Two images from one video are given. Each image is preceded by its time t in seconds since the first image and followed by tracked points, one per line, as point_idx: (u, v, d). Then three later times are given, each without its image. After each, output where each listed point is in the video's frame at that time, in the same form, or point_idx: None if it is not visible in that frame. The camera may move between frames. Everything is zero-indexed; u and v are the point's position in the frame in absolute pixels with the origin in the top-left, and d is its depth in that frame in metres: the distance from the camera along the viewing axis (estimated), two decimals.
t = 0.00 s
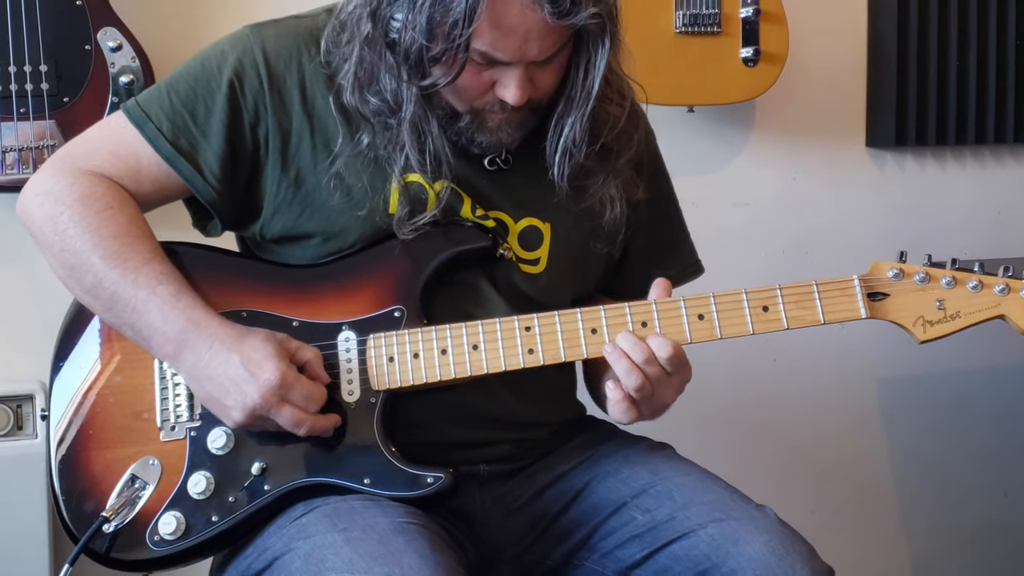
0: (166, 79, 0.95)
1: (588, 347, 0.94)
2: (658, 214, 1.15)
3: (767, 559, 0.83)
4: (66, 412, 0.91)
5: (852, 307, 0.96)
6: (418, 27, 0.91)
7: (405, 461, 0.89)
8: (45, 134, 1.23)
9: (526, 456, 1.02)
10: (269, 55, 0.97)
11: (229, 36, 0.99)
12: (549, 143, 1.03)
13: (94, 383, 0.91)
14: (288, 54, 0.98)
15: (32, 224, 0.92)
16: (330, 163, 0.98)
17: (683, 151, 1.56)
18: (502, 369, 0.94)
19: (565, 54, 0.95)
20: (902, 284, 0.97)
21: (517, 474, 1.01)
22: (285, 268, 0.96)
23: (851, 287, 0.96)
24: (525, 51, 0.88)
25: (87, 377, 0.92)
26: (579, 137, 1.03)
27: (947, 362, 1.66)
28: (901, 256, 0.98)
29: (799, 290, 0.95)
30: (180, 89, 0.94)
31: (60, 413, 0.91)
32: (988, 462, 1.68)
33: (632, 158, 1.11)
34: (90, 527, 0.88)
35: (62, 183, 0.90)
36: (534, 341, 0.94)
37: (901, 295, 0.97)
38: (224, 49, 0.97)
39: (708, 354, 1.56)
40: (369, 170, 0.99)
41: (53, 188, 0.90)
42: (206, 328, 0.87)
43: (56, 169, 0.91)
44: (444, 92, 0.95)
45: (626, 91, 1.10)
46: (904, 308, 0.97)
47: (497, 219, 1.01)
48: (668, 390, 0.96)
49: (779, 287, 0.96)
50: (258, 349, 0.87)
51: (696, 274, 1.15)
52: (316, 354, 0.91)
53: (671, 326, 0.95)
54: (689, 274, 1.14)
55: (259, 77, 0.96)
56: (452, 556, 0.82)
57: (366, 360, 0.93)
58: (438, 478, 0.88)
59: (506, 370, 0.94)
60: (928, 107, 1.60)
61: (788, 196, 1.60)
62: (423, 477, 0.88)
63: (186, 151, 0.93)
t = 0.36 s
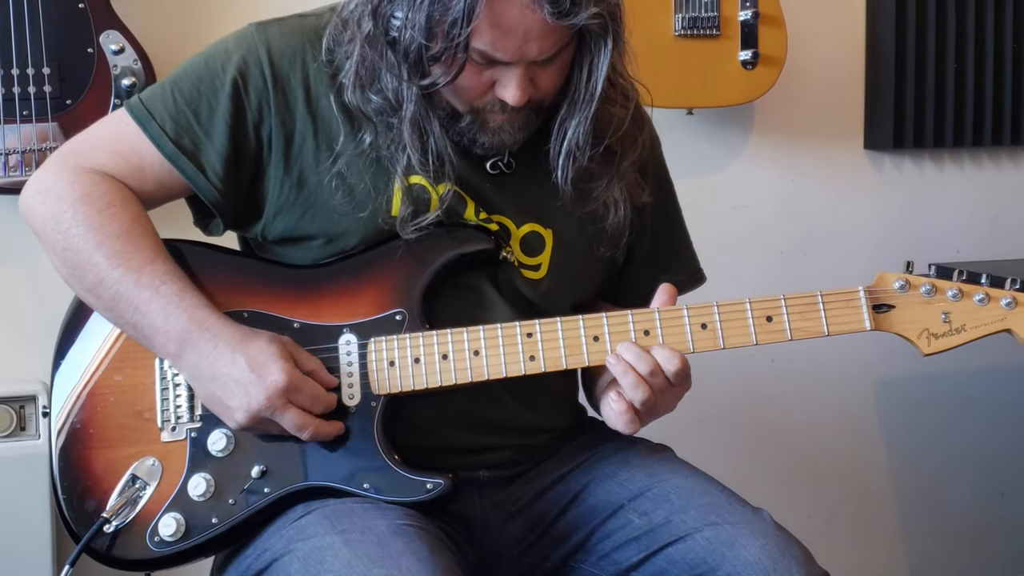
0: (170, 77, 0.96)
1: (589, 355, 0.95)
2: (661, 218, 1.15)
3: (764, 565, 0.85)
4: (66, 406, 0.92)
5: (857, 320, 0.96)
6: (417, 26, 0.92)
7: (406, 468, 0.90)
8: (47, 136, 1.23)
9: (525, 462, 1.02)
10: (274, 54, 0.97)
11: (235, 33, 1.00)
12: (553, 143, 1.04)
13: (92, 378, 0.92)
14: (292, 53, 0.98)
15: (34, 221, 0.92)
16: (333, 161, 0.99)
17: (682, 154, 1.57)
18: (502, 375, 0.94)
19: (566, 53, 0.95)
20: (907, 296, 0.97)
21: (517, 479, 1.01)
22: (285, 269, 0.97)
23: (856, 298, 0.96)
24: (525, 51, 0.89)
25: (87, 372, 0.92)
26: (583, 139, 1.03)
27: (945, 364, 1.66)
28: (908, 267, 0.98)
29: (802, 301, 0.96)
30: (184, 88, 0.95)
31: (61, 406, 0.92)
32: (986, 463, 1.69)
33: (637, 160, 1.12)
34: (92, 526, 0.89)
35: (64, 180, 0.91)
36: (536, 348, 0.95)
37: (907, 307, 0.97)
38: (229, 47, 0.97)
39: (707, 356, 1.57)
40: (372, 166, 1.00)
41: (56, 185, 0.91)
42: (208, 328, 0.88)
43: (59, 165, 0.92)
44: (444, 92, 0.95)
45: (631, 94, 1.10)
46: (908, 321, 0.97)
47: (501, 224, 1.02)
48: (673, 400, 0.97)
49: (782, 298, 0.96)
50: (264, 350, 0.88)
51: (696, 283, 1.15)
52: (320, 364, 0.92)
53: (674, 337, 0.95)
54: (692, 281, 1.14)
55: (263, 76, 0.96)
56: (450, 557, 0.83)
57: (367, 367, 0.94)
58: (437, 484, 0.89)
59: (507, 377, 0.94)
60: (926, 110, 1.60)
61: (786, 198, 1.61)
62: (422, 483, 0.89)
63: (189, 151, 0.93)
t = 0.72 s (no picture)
0: (171, 80, 0.96)
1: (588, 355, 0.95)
2: (667, 223, 1.15)
3: (758, 566, 0.86)
4: (68, 403, 0.93)
5: (858, 319, 0.97)
6: (407, 69, 0.91)
7: (407, 469, 0.90)
8: (50, 138, 1.25)
9: (524, 466, 1.03)
10: (275, 58, 0.98)
11: (236, 36, 1.01)
12: (549, 183, 1.03)
13: (94, 376, 0.93)
14: (293, 56, 0.99)
15: (35, 224, 0.93)
16: (336, 182, 1.00)
17: (680, 157, 1.57)
18: (502, 376, 0.95)
19: (563, 91, 0.94)
20: (908, 296, 0.97)
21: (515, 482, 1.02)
22: (282, 273, 0.97)
23: (856, 298, 0.97)
24: (516, 93, 0.88)
25: (88, 370, 0.93)
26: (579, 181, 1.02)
27: (943, 366, 1.67)
28: (909, 266, 0.98)
29: (802, 301, 0.96)
30: (185, 92, 0.95)
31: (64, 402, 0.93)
32: (984, 464, 1.70)
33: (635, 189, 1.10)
34: (96, 528, 0.90)
35: (63, 184, 0.92)
36: (535, 349, 0.95)
37: (908, 307, 0.97)
38: (230, 50, 0.98)
39: (706, 358, 1.58)
40: (372, 192, 1.00)
41: (55, 188, 0.92)
42: (204, 338, 0.89)
43: (59, 168, 0.93)
44: (439, 125, 0.95)
45: (630, 121, 1.07)
46: (909, 321, 0.97)
47: (502, 229, 1.03)
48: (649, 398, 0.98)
49: (783, 298, 0.96)
50: (259, 360, 0.88)
51: (702, 289, 1.15)
52: (317, 364, 0.92)
53: (674, 338, 0.96)
54: (696, 289, 1.15)
55: (264, 81, 0.97)
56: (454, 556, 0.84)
57: (367, 369, 0.94)
58: (437, 485, 0.89)
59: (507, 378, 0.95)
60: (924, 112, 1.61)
61: (785, 200, 1.62)
62: (423, 483, 0.90)
63: (190, 156, 0.94)
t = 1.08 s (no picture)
0: (170, 85, 0.97)
1: (588, 355, 0.95)
2: (668, 228, 1.15)
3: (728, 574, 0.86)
4: (71, 402, 0.94)
5: (857, 319, 0.96)
6: (401, 75, 0.92)
7: (408, 471, 0.91)
8: (52, 140, 1.25)
9: (523, 468, 1.03)
10: (273, 62, 0.99)
11: (234, 40, 1.01)
12: (546, 189, 1.04)
13: (97, 376, 0.94)
14: (291, 61, 1.00)
15: (35, 229, 0.94)
16: (334, 187, 1.00)
17: (679, 158, 1.58)
18: (501, 377, 0.95)
19: (558, 97, 0.94)
20: (909, 295, 0.97)
21: (510, 485, 1.03)
22: (282, 275, 0.98)
23: (856, 299, 0.96)
24: (511, 99, 0.88)
25: (91, 371, 0.94)
26: (575, 189, 1.03)
27: (942, 367, 1.68)
28: (910, 266, 0.98)
29: (802, 301, 0.96)
30: (183, 97, 0.96)
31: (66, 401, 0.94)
32: (981, 465, 1.71)
33: (636, 195, 1.09)
34: (99, 529, 0.91)
35: (62, 189, 0.93)
36: (534, 350, 0.95)
37: (909, 306, 0.97)
38: (228, 54, 0.99)
39: (705, 359, 1.59)
40: (371, 196, 1.01)
41: (54, 193, 0.93)
42: (203, 341, 0.89)
43: (58, 174, 0.94)
44: (435, 130, 0.95)
45: (626, 127, 1.07)
46: (909, 320, 0.97)
47: (501, 232, 1.03)
48: (589, 406, 0.94)
49: (782, 297, 0.96)
50: (258, 363, 0.89)
51: (703, 292, 1.14)
52: (318, 365, 0.92)
53: (673, 340, 0.95)
54: (697, 291, 1.14)
55: (262, 85, 0.98)
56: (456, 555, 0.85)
57: (366, 368, 0.95)
58: (438, 486, 0.90)
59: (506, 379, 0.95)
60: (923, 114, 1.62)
61: (784, 202, 1.63)
62: (423, 485, 0.90)
63: (188, 161, 0.95)
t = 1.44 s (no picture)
0: (174, 89, 0.98)
1: (587, 359, 0.95)
2: (665, 227, 1.15)
3: (760, 566, 0.87)
4: (77, 412, 0.94)
5: (857, 328, 0.96)
6: (395, 58, 0.92)
7: (407, 471, 0.92)
8: (56, 143, 1.27)
9: (523, 468, 1.03)
10: (274, 64, 1.00)
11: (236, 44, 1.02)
12: (535, 181, 1.04)
13: (104, 383, 0.95)
14: (292, 63, 1.01)
15: (44, 229, 0.95)
16: (331, 174, 1.01)
17: (677, 161, 1.59)
18: (501, 380, 0.95)
19: (549, 90, 0.95)
20: (909, 304, 0.97)
21: (514, 485, 1.03)
22: (284, 275, 0.99)
23: (856, 306, 0.96)
24: (501, 90, 0.89)
25: (98, 378, 0.95)
26: (563, 181, 1.03)
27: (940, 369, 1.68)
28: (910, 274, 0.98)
29: (801, 308, 0.96)
30: (187, 100, 0.97)
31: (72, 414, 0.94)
32: (979, 467, 1.71)
33: (628, 198, 1.10)
34: (100, 524, 0.91)
35: (70, 190, 0.94)
36: (534, 352, 0.95)
37: (909, 315, 0.97)
38: (231, 57, 1.00)
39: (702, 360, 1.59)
40: (366, 184, 1.02)
41: (62, 194, 0.94)
42: (207, 338, 0.90)
43: (66, 176, 0.95)
44: (428, 119, 0.96)
45: (619, 128, 1.07)
46: (909, 329, 0.97)
47: (500, 233, 1.04)
48: (582, 412, 0.95)
49: (782, 304, 0.96)
50: (262, 360, 0.90)
51: (703, 290, 1.15)
52: (321, 366, 0.94)
53: (672, 345, 0.95)
54: (697, 290, 1.14)
55: (264, 87, 0.99)
56: (451, 556, 0.85)
57: (368, 368, 0.96)
58: (436, 487, 0.90)
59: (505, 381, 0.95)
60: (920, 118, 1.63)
61: (783, 204, 1.63)
62: (423, 486, 0.91)
63: (192, 162, 0.96)
